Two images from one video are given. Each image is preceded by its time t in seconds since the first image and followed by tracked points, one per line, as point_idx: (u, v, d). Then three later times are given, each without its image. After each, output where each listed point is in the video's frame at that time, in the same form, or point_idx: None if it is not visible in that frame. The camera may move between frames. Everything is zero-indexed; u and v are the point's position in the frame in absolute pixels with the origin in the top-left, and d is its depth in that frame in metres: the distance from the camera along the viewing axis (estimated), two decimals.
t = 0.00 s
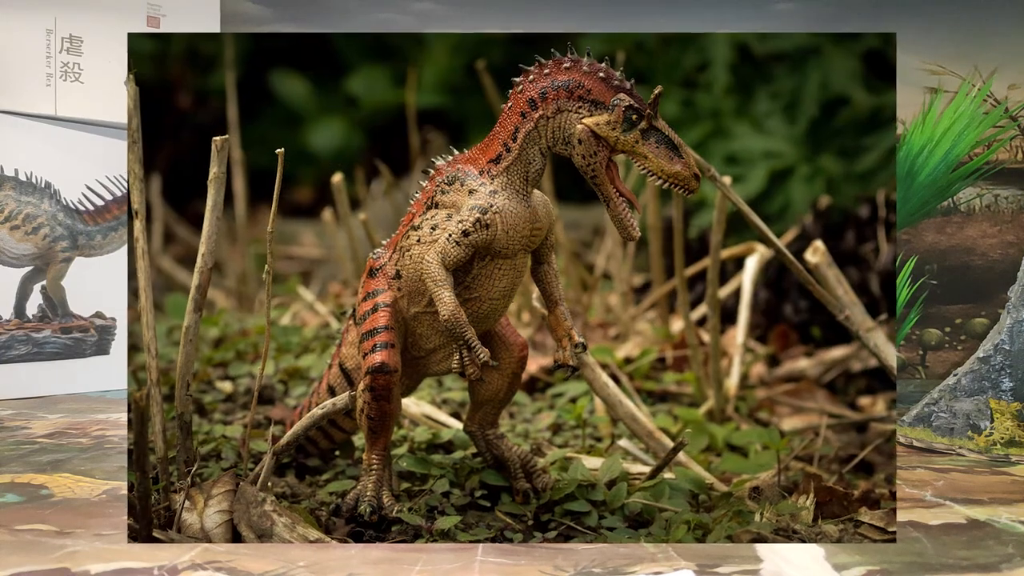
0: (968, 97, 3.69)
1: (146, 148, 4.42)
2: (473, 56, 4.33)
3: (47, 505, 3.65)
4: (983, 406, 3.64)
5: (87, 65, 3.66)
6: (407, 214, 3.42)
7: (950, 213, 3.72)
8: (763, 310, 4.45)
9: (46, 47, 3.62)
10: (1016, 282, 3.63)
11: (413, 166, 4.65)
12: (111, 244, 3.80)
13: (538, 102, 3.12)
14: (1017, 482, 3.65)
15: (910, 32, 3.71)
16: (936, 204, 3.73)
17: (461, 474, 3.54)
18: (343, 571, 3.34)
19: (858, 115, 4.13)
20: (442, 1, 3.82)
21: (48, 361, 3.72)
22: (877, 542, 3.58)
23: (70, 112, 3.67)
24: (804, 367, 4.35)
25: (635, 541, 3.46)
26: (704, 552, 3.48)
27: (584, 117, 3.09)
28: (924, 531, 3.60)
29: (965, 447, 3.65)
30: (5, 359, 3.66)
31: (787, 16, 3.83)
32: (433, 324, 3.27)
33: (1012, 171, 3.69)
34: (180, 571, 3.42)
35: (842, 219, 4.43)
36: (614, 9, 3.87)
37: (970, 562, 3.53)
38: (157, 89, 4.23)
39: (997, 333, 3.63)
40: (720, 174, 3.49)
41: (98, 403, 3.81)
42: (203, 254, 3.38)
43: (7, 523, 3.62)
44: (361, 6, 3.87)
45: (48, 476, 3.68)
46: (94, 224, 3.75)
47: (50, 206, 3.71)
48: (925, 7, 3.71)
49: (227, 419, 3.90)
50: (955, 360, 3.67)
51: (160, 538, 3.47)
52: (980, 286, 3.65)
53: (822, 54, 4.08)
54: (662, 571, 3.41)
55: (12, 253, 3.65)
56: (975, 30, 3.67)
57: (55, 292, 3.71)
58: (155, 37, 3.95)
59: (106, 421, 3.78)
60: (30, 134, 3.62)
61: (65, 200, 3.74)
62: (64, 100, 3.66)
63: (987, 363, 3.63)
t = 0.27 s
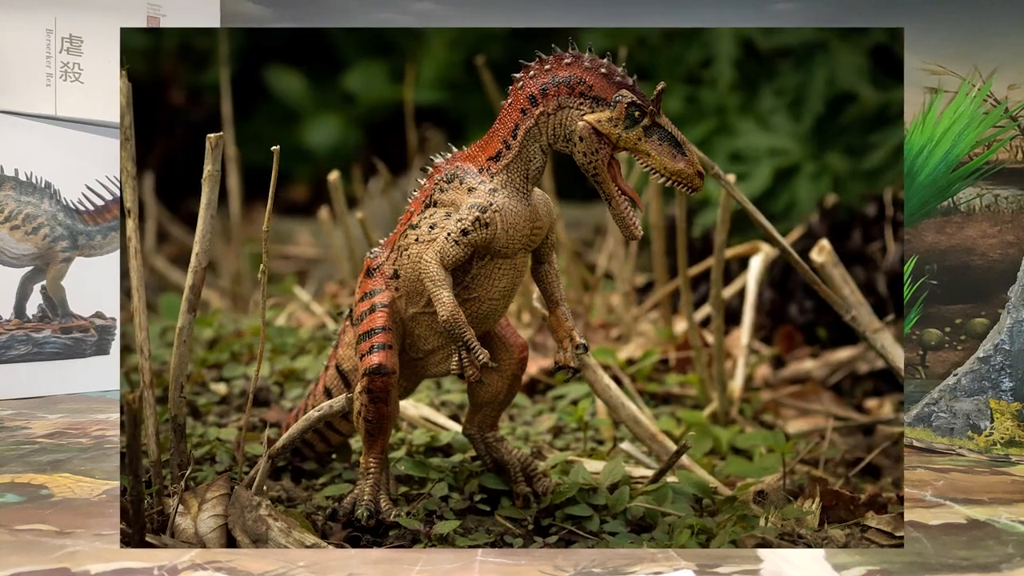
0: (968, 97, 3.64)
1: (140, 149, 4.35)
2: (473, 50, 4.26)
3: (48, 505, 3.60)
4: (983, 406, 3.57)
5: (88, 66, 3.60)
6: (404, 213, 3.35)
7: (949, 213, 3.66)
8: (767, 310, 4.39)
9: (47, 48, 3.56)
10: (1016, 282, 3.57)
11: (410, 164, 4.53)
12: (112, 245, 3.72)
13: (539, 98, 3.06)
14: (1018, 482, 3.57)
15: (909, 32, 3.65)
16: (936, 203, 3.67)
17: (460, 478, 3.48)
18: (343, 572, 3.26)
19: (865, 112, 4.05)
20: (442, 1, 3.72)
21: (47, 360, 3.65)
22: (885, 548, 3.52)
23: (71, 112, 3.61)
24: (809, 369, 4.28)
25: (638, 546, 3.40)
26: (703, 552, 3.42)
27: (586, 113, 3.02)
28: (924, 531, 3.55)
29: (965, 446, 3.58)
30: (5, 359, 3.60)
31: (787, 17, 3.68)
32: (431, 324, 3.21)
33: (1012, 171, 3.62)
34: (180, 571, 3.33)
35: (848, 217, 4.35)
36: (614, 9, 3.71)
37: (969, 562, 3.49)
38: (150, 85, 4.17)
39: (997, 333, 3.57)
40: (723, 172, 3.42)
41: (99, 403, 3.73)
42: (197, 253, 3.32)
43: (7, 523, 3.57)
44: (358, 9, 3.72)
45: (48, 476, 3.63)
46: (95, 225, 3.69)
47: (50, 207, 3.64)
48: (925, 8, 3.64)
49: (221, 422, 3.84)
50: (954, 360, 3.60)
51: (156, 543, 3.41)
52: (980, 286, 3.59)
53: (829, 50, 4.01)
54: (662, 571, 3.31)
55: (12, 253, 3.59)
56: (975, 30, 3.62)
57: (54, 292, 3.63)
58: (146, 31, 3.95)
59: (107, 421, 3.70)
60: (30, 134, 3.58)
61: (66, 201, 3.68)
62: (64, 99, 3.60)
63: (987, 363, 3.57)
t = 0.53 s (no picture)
0: (967, 97, 3.57)
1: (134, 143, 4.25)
2: (471, 45, 4.22)
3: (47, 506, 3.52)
4: (983, 407, 3.50)
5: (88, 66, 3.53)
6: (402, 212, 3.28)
7: (949, 213, 3.59)
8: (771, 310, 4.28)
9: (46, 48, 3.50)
10: (1017, 281, 3.50)
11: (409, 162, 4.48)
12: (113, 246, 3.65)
13: (539, 95, 2.98)
14: (1018, 481, 3.50)
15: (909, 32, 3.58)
16: (936, 204, 3.60)
17: (459, 482, 3.42)
18: (342, 572, 3.25)
19: (871, 109, 3.97)
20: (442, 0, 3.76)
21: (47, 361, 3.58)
22: (891, 553, 3.44)
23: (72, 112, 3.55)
24: (815, 370, 4.20)
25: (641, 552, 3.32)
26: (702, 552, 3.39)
27: (588, 110, 2.96)
28: (923, 531, 3.49)
29: (965, 447, 3.51)
30: (5, 360, 3.54)
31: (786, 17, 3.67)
32: (429, 324, 3.14)
33: (1012, 171, 3.55)
34: (179, 571, 3.32)
35: (856, 216, 4.27)
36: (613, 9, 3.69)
37: (970, 562, 3.44)
38: (144, 81, 4.12)
39: (997, 333, 3.50)
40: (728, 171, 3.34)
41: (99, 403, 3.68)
42: (191, 253, 3.25)
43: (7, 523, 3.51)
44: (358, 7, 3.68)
45: (48, 476, 3.55)
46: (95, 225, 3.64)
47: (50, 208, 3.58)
48: (925, 8, 3.57)
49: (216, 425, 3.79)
50: (954, 361, 3.53)
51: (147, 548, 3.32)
52: (980, 287, 3.51)
53: (834, 45, 3.97)
54: (662, 571, 3.28)
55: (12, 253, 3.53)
56: (977, 29, 3.54)
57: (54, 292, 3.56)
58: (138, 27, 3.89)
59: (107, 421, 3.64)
60: (30, 134, 3.51)
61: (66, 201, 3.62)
62: (64, 99, 3.54)
63: (987, 363, 3.50)
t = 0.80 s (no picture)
0: (967, 97, 3.50)
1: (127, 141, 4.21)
2: (470, 41, 4.11)
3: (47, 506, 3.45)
4: (983, 407, 3.45)
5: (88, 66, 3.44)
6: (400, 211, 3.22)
7: (949, 212, 3.54)
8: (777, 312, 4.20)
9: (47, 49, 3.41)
10: (1016, 281, 3.44)
11: (406, 159, 4.44)
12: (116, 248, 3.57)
13: (540, 91, 2.92)
14: (1018, 482, 3.45)
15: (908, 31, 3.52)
16: (936, 203, 3.54)
17: (458, 485, 3.35)
18: (342, 572, 3.15)
19: (878, 105, 3.93)
20: None
21: (48, 360, 3.52)
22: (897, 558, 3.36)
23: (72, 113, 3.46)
24: (821, 372, 4.13)
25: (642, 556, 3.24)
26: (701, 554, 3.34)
27: (590, 107, 2.89)
28: (923, 530, 3.41)
29: (965, 446, 3.46)
30: (5, 360, 3.47)
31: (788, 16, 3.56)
32: (428, 325, 3.07)
33: (1012, 170, 3.50)
34: (180, 571, 3.22)
35: (861, 215, 4.21)
36: (614, 8, 3.64)
37: (969, 562, 3.35)
38: (136, 76, 4.03)
39: (997, 333, 3.44)
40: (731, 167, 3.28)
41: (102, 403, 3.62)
42: (185, 252, 3.18)
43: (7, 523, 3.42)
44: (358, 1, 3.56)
45: (48, 476, 3.48)
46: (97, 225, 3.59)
47: (50, 208, 3.52)
48: (925, 7, 3.52)
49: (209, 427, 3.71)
50: (954, 360, 3.48)
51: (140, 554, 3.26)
52: (980, 286, 3.46)
53: (841, 40, 3.89)
54: (662, 572, 3.21)
55: (12, 253, 3.47)
56: (977, 28, 3.48)
57: (54, 292, 3.50)
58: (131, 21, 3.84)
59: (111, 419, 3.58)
60: (31, 134, 3.43)
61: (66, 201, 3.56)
62: (65, 99, 3.46)
63: (987, 363, 3.44)
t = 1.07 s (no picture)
0: (967, 97, 3.40)
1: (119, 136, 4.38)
2: (471, 37, 4.21)
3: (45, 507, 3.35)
4: (983, 406, 3.33)
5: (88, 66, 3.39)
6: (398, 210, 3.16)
7: (949, 213, 3.43)
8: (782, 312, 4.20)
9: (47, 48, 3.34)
10: (1016, 281, 3.33)
11: (405, 157, 4.45)
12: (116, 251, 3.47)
13: (540, 88, 2.85)
14: (1019, 482, 3.32)
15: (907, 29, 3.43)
16: (936, 203, 3.44)
17: (457, 489, 3.29)
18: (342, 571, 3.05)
19: (885, 101, 3.97)
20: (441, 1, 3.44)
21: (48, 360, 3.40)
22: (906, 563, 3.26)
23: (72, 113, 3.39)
24: (826, 373, 4.09)
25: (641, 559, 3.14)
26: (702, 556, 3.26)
27: (591, 103, 2.82)
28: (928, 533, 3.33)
29: (965, 446, 3.34)
30: (4, 360, 3.35)
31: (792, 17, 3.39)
32: (427, 326, 3.01)
33: (1012, 170, 3.38)
34: (180, 571, 3.11)
35: (868, 213, 4.16)
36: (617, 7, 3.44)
37: (969, 562, 3.27)
38: (133, 72, 4.25)
39: (997, 333, 3.33)
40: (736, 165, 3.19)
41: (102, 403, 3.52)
42: (179, 251, 3.08)
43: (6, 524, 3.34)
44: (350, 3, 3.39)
45: (48, 476, 3.38)
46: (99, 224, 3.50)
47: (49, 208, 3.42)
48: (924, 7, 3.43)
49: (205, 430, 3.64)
50: (954, 360, 3.38)
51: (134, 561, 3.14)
52: (980, 286, 3.36)
53: (847, 36, 3.97)
54: (662, 572, 3.10)
55: (11, 253, 3.33)
56: (977, 28, 3.40)
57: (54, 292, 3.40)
58: (124, 15, 4.04)
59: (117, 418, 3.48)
60: (31, 134, 3.34)
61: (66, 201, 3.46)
62: (65, 99, 3.39)
63: (987, 363, 3.34)
